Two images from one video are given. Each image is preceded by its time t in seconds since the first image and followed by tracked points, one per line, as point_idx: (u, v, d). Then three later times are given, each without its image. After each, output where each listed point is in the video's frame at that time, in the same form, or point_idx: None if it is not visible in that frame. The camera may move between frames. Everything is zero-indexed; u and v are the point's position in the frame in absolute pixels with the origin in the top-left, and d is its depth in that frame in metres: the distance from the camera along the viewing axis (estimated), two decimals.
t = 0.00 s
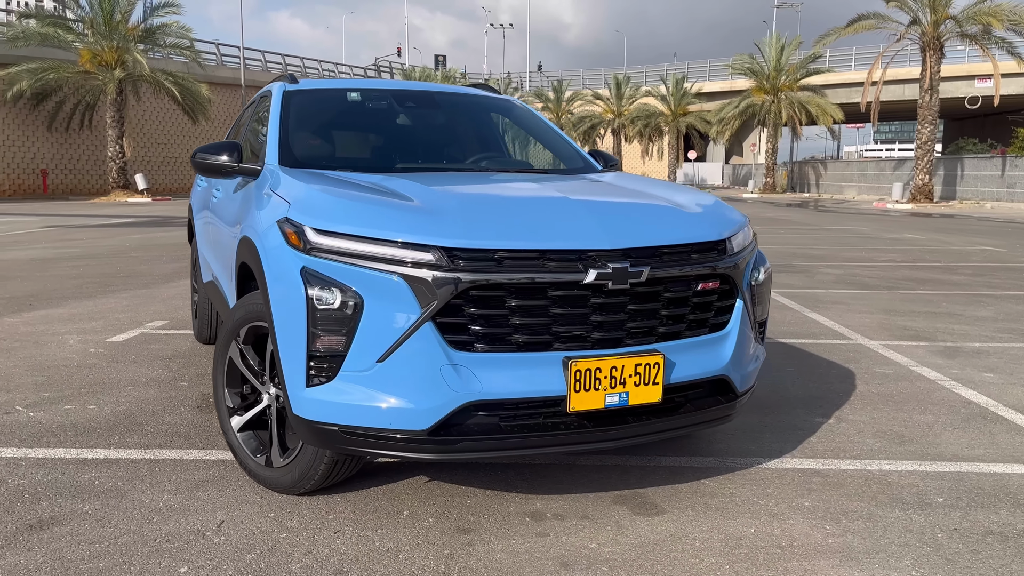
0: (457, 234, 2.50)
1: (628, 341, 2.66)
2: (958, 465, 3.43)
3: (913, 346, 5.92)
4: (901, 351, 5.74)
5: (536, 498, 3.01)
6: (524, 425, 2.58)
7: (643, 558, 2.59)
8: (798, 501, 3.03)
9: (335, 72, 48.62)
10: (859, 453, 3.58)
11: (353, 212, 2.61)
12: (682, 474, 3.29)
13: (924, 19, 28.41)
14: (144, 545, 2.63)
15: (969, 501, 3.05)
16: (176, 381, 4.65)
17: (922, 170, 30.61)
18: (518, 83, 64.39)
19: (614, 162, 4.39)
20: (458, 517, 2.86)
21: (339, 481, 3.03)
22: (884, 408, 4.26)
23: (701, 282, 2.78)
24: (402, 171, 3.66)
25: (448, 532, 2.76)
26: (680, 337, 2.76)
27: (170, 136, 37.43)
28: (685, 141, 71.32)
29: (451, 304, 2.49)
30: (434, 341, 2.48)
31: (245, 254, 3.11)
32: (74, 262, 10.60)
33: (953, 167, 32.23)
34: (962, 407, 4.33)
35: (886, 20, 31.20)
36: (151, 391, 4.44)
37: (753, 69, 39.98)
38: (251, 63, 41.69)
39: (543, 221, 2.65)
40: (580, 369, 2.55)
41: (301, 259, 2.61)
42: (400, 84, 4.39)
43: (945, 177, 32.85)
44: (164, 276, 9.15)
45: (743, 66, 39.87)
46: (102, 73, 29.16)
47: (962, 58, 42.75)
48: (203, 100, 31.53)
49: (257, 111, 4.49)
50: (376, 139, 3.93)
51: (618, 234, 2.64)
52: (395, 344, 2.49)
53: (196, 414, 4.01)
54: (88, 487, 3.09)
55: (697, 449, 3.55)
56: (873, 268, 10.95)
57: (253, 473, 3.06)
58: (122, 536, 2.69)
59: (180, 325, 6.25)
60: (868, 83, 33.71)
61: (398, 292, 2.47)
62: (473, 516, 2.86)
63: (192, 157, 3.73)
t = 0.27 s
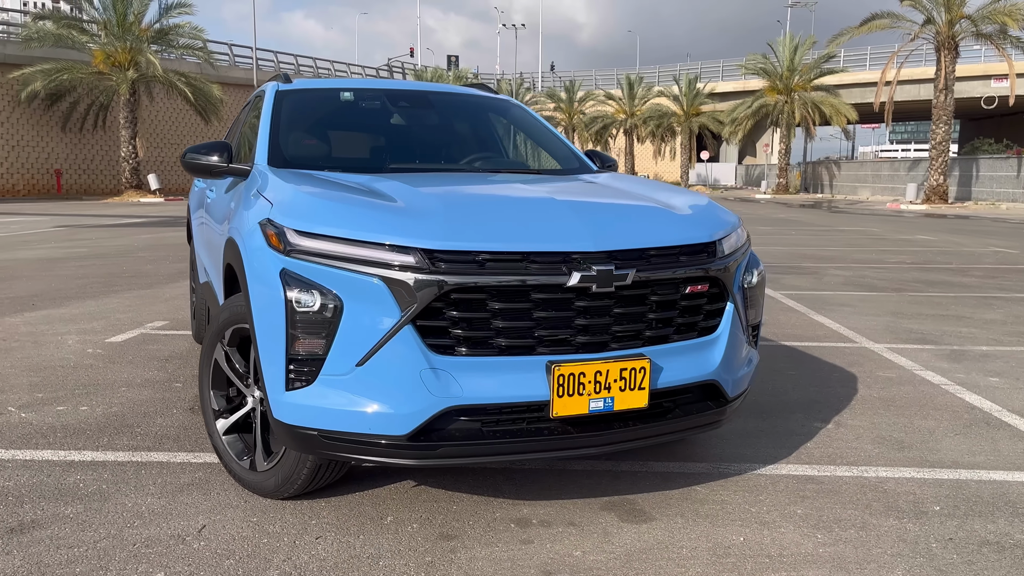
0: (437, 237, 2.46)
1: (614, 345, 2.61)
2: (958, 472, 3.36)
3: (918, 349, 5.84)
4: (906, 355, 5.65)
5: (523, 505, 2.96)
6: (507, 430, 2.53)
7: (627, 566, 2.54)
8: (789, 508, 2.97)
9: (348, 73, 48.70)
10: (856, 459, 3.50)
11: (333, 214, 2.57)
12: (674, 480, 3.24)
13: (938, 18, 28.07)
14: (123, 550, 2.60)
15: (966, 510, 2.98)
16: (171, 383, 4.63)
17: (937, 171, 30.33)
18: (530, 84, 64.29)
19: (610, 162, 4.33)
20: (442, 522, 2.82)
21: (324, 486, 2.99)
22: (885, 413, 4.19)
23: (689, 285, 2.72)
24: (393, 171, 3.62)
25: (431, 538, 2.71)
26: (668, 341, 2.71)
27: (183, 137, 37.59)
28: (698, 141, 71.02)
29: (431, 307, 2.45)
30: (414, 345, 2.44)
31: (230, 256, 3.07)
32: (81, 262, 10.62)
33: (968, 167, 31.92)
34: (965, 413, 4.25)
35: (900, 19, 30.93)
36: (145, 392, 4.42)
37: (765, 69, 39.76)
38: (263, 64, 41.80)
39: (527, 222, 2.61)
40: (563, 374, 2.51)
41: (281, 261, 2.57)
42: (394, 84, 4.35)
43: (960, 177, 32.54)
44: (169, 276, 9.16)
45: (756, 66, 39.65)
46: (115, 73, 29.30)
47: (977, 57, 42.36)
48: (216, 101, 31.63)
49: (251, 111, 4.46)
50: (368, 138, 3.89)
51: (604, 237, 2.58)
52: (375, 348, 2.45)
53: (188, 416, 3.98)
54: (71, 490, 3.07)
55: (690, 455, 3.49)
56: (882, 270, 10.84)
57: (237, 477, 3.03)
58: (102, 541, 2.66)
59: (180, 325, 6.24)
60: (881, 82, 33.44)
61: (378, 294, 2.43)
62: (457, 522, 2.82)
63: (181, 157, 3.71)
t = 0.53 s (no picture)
0: (424, 241, 2.44)
1: (603, 350, 2.59)
2: (958, 480, 3.31)
3: (925, 353, 5.78)
4: (912, 359, 5.58)
5: (514, 510, 2.94)
6: (494, 435, 2.52)
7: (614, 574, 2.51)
8: (783, 515, 2.94)
9: (361, 73, 48.82)
10: (855, 465, 3.45)
11: (321, 218, 2.56)
12: (668, 485, 3.21)
13: (954, 18, 27.75)
14: (110, 553, 2.60)
15: (964, 518, 2.94)
16: (171, 384, 4.63)
17: (953, 172, 30.05)
18: (544, 84, 64.24)
19: (609, 164, 4.31)
20: (432, 527, 2.81)
21: (315, 490, 2.99)
22: (887, 419, 4.14)
23: (680, 290, 2.69)
24: (389, 174, 3.61)
25: (419, 543, 2.70)
26: (660, 346, 2.69)
27: (198, 137, 37.80)
28: (712, 141, 70.74)
29: (417, 311, 2.43)
30: (400, 349, 2.42)
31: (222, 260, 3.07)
32: (91, 262, 10.70)
33: (985, 168, 31.62)
34: (968, 418, 4.19)
35: (915, 18, 30.67)
36: (145, 394, 4.43)
37: (780, 69, 39.54)
38: (278, 64, 41.98)
39: (516, 225, 2.60)
40: (551, 379, 2.48)
41: (268, 264, 2.57)
42: (392, 86, 4.35)
43: (977, 178, 32.24)
44: (177, 276, 9.20)
45: (770, 66, 39.44)
46: (130, 74, 29.49)
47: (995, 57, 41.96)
48: (230, 101, 31.75)
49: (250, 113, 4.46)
50: (366, 139, 3.89)
51: (594, 241, 2.56)
52: (361, 352, 2.43)
53: (185, 418, 3.99)
54: (64, 492, 3.08)
55: (685, 460, 3.47)
56: (893, 271, 10.74)
57: (228, 480, 3.03)
58: (90, 544, 2.67)
59: (185, 326, 6.26)
60: (896, 82, 33.18)
61: (364, 299, 2.42)
62: (448, 526, 2.80)
63: (178, 160, 3.71)
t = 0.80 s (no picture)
0: (413, 244, 2.45)
1: (592, 353, 2.59)
2: (956, 485, 3.29)
3: (931, 356, 5.73)
4: (917, 362, 5.54)
5: (506, 512, 2.94)
6: (483, 438, 2.52)
7: None
8: (776, 520, 2.93)
9: (376, 74, 48.94)
10: (852, 470, 3.44)
11: (311, 221, 2.58)
12: (662, 488, 3.20)
13: (971, 18, 27.51)
14: (103, 552, 2.63)
15: (959, 523, 2.92)
16: (174, 385, 4.67)
17: (970, 173, 29.76)
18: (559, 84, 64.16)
19: (609, 166, 4.31)
20: (423, 529, 2.82)
21: (308, 491, 3.00)
22: (888, 423, 4.11)
23: (670, 293, 2.68)
24: (386, 176, 3.62)
25: (410, 545, 2.71)
26: (650, 350, 2.68)
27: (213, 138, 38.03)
28: (727, 142, 70.40)
29: (405, 314, 2.44)
30: (387, 352, 2.43)
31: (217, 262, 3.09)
32: (103, 262, 10.78)
33: (1003, 169, 31.30)
34: (970, 423, 4.16)
35: (932, 18, 30.40)
36: (148, 394, 4.47)
37: (796, 69, 39.30)
38: (293, 65, 42.16)
39: (506, 228, 2.60)
40: (538, 382, 2.49)
41: (259, 266, 2.59)
42: (393, 88, 4.36)
43: (995, 179, 31.92)
44: (187, 276, 9.26)
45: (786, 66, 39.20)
46: (147, 75, 29.69)
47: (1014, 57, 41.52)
48: (245, 102, 31.87)
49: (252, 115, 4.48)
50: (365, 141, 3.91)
51: (583, 243, 2.56)
52: (348, 356, 2.45)
53: (186, 418, 4.02)
54: (62, 491, 3.11)
55: (680, 463, 3.46)
56: (905, 274, 10.65)
57: (223, 480, 3.05)
58: (84, 542, 2.69)
59: (191, 326, 6.30)
60: (913, 82, 32.89)
61: (352, 301, 2.43)
62: (438, 528, 2.81)
63: (178, 162, 3.74)
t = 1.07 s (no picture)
0: (398, 244, 2.49)
1: (576, 353, 2.61)
2: (948, 486, 3.29)
3: (935, 358, 5.71)
4: (919, 363, 5.52)
5: (494, 510, 2.97)
6: (467, 435, 2.55)
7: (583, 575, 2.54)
8: (762, 519, 2.95)
9: (392, 75, 49.13)
10: (844, 471, 3.44)
11: (300, 222, 2.62)
12: (651, 487, 3.23)
13: (989, 18, 27.24)
14: (97, 545, 2.68)
15: (946, 524, 2.92)
16: (177, 382, 4.73)
17: (988, 174, 29.50)
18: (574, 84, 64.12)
19: (608, 167, 4.33)
20: (412, 525, 2.85)
21: (300, 487, 3.04)
22: (884, 424, 4.11)
23: (655, 293, 2.71)
24: (382, 177, 3.66)
25: (397, 541, 2.74)
26: (635, 350, 2.71)
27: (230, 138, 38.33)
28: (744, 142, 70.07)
29: (390, 313, 2.48)
30: (372, 350, 2.47)
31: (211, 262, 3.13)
32: (116, 262, 10.90)
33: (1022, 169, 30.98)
34: (967, 425, 4.15)
35: (950, 17, 30.14)
36: (150, 391, 4.53)
37: (812, 69, 39.08)
38: (309, 66, 42.42)
39: (492, 229, 2.63)
40: (521, 380, 2.52)
41: (249, 266, 2.64)
42: (392, 90, 4.40)
43: (1014, 180, 31.61)
44: (197, 276, 9.35)
45: (802, 66, 38.98)
46: (165, 77, 29.95)
47: None
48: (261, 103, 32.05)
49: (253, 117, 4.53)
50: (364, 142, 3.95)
51: (567, 244, 2.59)
52: (334, 354, 2.49)
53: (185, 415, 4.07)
54: (60, 486, 3.17)
55: (671, 463, 3.48)
56: (916, 275, 10.59)
57: (218, 477, 3.10)
58: (78, 536, 2.75)
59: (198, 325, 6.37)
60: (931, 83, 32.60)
61: (338, 301, 2.47)
62: (426, 525, 2.85)
63: (178, 163, 3.79)
